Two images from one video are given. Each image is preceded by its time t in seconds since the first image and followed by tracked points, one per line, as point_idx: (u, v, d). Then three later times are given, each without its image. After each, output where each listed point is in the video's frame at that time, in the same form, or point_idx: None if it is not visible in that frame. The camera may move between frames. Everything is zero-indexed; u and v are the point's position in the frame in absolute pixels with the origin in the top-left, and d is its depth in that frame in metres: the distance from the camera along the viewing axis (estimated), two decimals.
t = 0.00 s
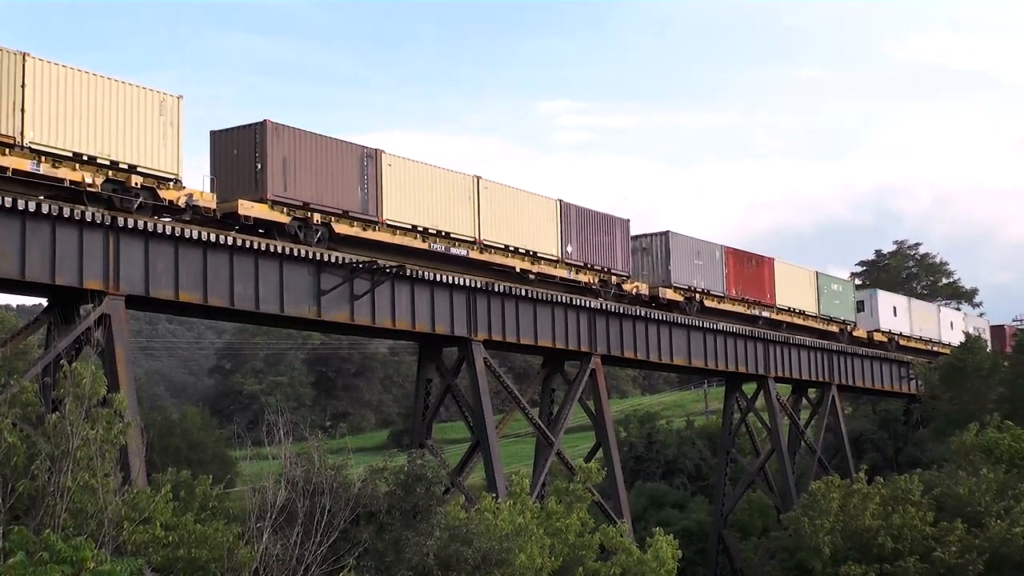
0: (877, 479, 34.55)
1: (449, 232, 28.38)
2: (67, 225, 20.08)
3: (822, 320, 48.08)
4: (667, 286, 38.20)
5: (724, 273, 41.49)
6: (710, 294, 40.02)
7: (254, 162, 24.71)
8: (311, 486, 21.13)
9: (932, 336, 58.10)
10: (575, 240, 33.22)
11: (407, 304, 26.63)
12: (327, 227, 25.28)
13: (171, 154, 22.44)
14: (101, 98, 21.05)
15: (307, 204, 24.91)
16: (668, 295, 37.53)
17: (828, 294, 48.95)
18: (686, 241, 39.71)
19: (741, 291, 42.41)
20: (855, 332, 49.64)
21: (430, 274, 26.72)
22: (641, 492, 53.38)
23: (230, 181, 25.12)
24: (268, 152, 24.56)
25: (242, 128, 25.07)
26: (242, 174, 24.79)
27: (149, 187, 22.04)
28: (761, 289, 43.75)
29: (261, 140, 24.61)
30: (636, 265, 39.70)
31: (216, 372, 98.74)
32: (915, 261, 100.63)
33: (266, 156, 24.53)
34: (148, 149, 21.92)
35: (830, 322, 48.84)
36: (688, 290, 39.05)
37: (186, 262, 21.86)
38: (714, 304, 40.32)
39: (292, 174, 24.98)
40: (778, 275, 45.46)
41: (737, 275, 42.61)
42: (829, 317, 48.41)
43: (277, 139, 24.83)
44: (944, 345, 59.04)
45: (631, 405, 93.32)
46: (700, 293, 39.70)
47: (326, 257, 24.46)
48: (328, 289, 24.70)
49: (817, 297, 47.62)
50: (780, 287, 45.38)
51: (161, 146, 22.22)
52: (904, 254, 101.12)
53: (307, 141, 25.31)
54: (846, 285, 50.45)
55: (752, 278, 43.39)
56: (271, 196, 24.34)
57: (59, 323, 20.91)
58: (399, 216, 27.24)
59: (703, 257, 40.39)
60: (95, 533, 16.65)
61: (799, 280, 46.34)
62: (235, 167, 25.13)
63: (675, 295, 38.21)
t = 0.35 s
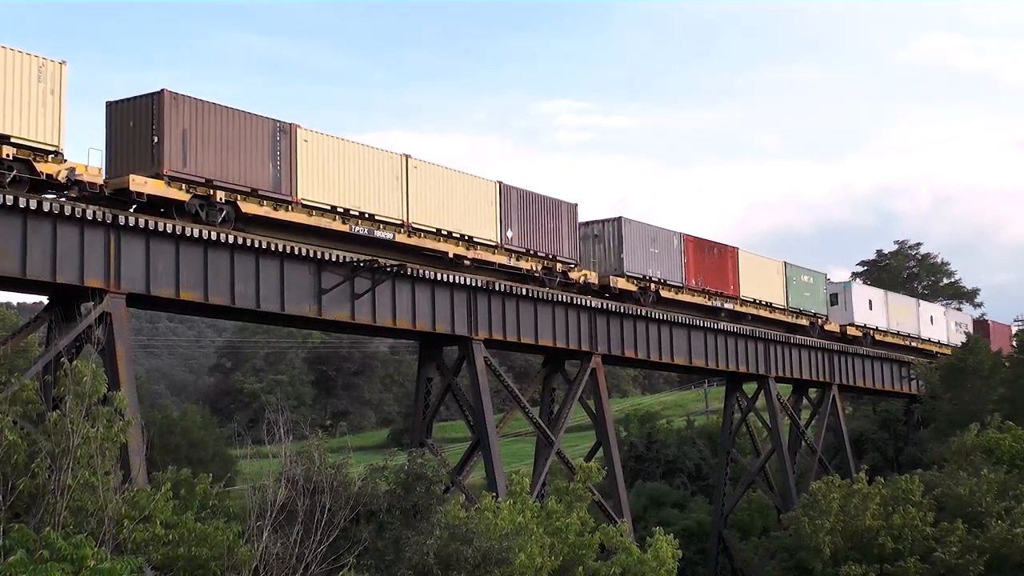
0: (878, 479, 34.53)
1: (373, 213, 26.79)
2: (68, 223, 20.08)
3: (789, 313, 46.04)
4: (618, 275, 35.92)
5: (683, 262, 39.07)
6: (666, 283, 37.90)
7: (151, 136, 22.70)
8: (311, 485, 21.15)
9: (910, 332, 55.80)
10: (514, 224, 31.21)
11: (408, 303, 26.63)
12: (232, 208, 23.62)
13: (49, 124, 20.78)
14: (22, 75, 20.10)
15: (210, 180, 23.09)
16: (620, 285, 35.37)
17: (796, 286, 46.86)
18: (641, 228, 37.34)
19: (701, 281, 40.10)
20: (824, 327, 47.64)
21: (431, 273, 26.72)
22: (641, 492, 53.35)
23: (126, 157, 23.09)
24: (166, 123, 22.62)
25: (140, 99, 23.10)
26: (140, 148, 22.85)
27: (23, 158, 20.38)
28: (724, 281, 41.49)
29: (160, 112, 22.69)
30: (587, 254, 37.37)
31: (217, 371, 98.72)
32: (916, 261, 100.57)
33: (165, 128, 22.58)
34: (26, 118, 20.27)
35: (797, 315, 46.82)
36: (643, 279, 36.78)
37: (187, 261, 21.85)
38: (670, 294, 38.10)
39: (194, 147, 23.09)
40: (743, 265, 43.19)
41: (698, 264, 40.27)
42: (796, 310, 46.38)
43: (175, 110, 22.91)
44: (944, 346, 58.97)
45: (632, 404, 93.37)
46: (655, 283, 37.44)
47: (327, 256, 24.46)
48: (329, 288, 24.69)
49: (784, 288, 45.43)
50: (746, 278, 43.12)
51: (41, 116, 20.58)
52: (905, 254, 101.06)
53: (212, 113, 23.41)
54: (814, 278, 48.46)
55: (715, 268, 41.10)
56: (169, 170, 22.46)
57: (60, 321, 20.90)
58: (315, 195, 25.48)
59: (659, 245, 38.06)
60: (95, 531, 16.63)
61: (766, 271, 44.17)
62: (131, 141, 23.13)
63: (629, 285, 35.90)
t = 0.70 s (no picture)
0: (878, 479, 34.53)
1: (284, 192, 23.91)
2: (69, 222, 20.08)
3: (757, 307, 42.57)
4: (565, 262, 32.36)
5: (640, 251, 35.61)
6: (619, 273, 34.36)
7: (28, 106, 19.81)
8: (312, 484, 21.15)
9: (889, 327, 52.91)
10: (446, 205, 28.11)
11: (409, 303, 26.63)
12: (121, 184, 20.95)
13: None
14: None
15: (94, 154, 20.38)
16: (566, 273, 31.91)
17: (766, 279, 43.36)
18: (592, 213, 33.72)
19: (660, 271, 36.43)
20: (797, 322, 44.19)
21: (432, 272, 26.71)
22: (641, 492, 53.35)
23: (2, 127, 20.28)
24: (46, 93, 19.69)
25: (15, 63, 20.09)
26: (15, 118, 19.98)
27: None
28: (688, 271, 37.92)
29: (36, 80, 19.69)
30: (532, 241, 33.72)
31: (218, 370, 98.67)
32: (917, 262, 100.52)
33: (41, 98, 19.65)
34: None
35: (767, 310, 43.39)
36: (594, 267, 33.21)
37: (188, 260, 21.85)
38: (626, 285, 34.57)
39: (77, 120, 20.26)
40: (708, 256, 39.59)
41: (655, 253, 36.58)
42: (764, 303, 42.86)
43: (56, 77, 19.96)
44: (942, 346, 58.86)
45: (632, 404, 93.41)
46: (607, 272, 33.92)
47: (327, 256, 24.45)
48: (330, 287, 24.69)
49: (750, 280, 41.83)
50: (709, 269, 39.54)
51: None
52: (905, 254, 101.01)
53: (99, 82, 20.56)
54: (787, 270, 45.01)
55: (678, 258, 37.41)
56: (46, 143, 19.73)
57: (61, 320, 20.91)
58: (215, 170, 22.54)
59: (614, 232, 34.49)
60: (95, 530, 16.64)
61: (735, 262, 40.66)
62: (6, 110, 20.24)
63: (577, 274, 32.36)
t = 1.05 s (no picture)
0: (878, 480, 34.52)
1: (184, 168, 21.81)
2: (69, 220, 20.07)
3: (718, 299, 40.01)
4: (504, 248, 30.07)
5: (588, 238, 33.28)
6: (565, 261, 31.97)
7: None
8: (311, 484, 21.15)
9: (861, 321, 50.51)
10: (370, 187, 25.97)
11: (409, 303, 26.62)
12: None
13: None
14: None
15: None
16: (505, 262, 29.67)
17: (730, 270, 40.85)
18: (534, 198, 31.46)
19: (609, 259, 33.95)
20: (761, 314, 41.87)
21: (432, 272, 26.71)
22: (641, 492, 53.32)
23: None
24: None
25: None
26: None
27: None
28: (641, 260, 35.60)
29: None
30: (468, 226, 31.35)
31: (218, 369, 98.60)
32: (917, 262, 100.42)
33: None
34: None
35: (732, 302, 40.90)
36: (536, 255, 30.90)
37: (188, 259, 21.84)
38: (573, 274, 32.24)
39: None
40: (664, 245, 37.07)
41: (605, 241, 34.08)
42: (726, 295, 40.27)
43: None
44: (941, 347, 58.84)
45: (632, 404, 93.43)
46: (551, 260, 31.60)
47: (328, 256, 24.44)
48: (330, 287, 24.67)
49: (707, 271, 39.44)
50: (665, 259, 37.03)
51: None
52: (905, 255, 100.99)
53: None
54: (754, 262, 42.50)
55: (630, 246, 34.99)
56: None
57: (61, 319, 20.89)
58: (103, 143, 20.46)
59: (557, 218, 32.14)
60: (94, 530, 16.64)
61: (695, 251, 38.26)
62: None
63: (518, 261, 30.09)
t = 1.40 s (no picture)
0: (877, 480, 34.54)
1: (65, 141, 19.88)
2: (68, 220, 20.06)
3: (678, 289, 37.17)
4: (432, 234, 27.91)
5: (529, 224, 30.92)
6: (503, 248, 29.68)
7: None
8: (311, 484, 21.16)
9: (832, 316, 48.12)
10: (280, 165, 24.02)
11: (408, 303, 26.61)
12: None
13: None
14: None
15: None
16: (433, 247, 27.64)
17: (692, 261, 38.21)
18: (467, 180, 29.14)
19: (553, 246, 31.49)
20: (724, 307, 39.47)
21: (432, 272, 26.71)
22: (640, 492, 53.29)
23: None
24: None
25: None
26: None
27: None
28: (591, 248, 33.01)
29: None
30: (397, 211, 28.99)
31: (217, 369, 98.52)
32: (917, 263, 100.38)
33: None
34: None
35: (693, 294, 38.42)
36: (471, 241, 28.70)
37: (187, 259, 21.83)
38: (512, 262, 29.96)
39: None
40: (617, 233, 34.41)
41: (549, 227, 31.59)
42: (683, 285, 37.38)
43: None
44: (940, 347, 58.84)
45: (631, 404, 93.41)
46: (488, 246, 29.31)
47: (328, 256, 24.44)
48: (329, 287, 24.66)
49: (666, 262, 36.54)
50: (616, 247, 34.35)
51: None
52: (905, 255, 100.99)
53: None
54: (718, 253, 40.12)
55: (578, 233, 32.53)
56: None
57: (60, 319, 20.87)
58: None
59: (495, 201, 29.75)
60: (93, 530, 16.66)
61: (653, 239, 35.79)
62: None
63: (448, 247, 28.02)
